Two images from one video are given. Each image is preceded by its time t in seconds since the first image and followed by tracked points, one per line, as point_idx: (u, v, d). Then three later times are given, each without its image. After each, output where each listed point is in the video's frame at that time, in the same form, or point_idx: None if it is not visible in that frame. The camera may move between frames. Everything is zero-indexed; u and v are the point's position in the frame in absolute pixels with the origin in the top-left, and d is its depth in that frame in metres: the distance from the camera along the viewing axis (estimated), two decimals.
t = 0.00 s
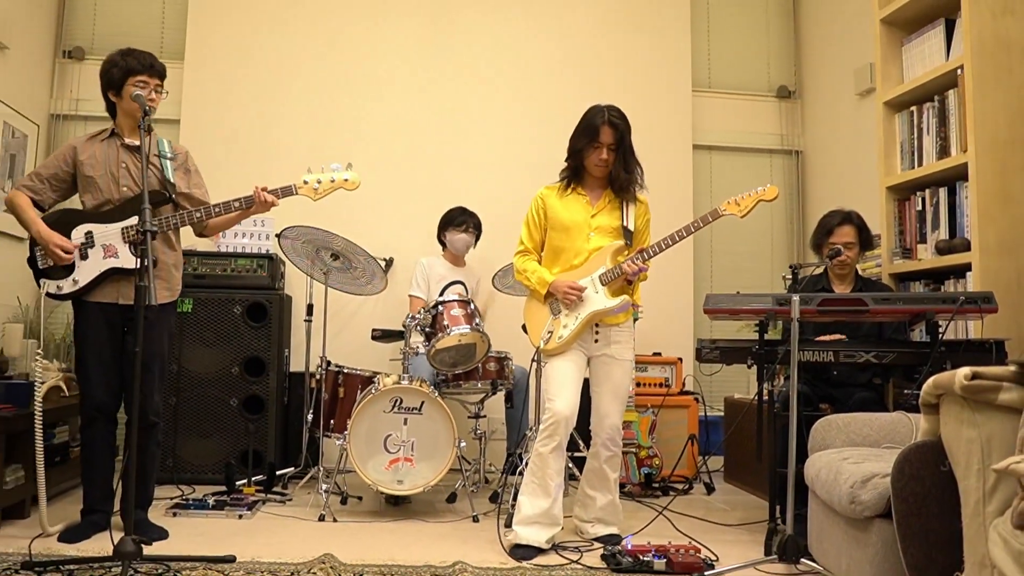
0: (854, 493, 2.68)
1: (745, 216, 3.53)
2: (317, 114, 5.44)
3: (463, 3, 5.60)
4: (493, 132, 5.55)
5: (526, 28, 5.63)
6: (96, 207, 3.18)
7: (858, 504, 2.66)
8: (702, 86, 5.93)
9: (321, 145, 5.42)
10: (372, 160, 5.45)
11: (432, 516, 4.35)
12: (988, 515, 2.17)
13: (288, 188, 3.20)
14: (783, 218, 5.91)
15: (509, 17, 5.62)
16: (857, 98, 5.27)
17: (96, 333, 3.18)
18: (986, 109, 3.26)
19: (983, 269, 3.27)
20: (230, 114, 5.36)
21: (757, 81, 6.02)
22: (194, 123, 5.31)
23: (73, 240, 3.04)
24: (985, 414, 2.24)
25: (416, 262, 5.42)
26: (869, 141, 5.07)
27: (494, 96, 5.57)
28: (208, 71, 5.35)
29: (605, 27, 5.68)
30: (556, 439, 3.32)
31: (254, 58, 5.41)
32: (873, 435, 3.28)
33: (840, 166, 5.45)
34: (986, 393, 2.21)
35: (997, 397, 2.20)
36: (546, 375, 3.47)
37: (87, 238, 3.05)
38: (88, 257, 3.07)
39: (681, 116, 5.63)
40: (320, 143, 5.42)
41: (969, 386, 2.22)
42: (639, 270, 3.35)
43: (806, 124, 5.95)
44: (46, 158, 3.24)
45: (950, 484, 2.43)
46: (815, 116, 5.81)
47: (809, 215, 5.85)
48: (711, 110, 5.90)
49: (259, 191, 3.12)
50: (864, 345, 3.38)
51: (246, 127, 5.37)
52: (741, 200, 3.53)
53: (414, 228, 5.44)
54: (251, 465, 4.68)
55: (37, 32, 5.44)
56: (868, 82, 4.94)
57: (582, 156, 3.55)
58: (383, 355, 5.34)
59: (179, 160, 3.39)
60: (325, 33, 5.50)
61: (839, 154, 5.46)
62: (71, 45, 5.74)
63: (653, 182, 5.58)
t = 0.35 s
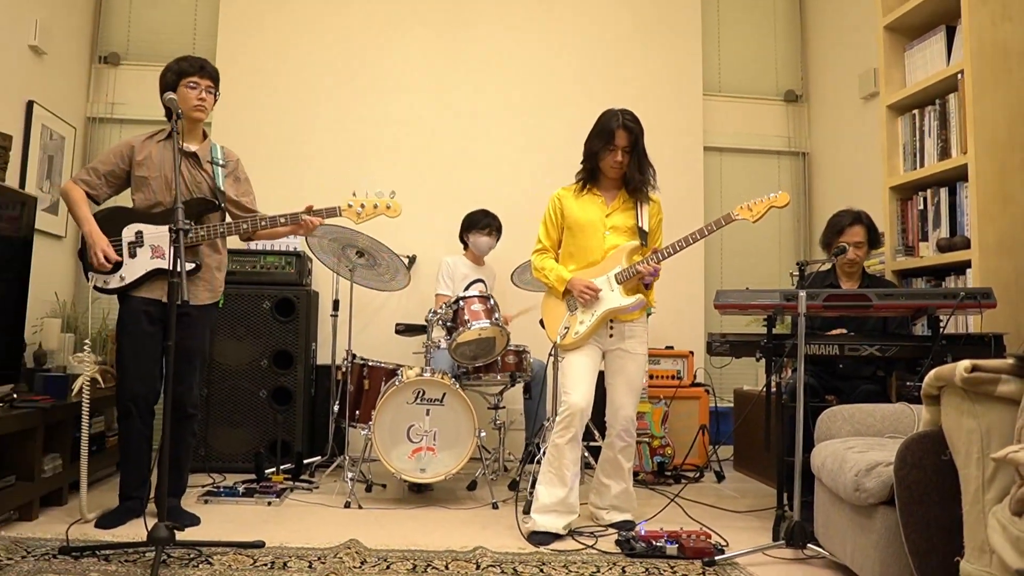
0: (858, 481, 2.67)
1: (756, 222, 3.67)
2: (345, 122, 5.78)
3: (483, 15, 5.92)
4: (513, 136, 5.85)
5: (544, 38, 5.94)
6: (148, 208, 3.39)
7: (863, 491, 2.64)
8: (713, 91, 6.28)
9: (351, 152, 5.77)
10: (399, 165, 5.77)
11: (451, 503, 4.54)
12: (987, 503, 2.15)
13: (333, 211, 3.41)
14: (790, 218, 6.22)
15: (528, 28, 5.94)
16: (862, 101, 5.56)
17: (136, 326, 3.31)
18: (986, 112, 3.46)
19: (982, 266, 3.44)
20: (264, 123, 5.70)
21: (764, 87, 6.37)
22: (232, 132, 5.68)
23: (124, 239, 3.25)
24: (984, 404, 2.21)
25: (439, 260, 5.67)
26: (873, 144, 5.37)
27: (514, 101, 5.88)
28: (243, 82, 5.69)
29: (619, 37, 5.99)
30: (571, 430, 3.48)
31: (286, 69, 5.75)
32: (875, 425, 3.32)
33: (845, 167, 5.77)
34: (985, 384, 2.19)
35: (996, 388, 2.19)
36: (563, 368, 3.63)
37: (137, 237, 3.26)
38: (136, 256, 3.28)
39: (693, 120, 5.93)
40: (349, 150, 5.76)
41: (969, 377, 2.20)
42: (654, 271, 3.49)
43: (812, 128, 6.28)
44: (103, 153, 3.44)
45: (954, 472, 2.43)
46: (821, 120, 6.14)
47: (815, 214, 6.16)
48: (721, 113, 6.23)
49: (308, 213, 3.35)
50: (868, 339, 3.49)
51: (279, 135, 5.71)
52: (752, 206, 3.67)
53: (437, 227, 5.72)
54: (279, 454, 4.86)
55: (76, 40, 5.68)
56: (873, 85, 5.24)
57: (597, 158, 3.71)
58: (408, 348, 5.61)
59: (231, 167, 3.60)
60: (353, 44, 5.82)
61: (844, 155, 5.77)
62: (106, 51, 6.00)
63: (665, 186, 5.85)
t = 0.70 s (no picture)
0: (861, 475, 2.66)
1: (760, 217, 3.76)
2: (359, 123, 5.90)
3: (495, 18, 6.02)
4: (523, 137, 5.96)
5: (555, 41, 6.05)
6: (174, 206, 3.51)
7: (865, 485, 2.63)
8: (719, 93, 6.37)
9: (364, 153, 5.88)
10: (412, 165, 5.89)
11: (463, 496, 4.65)
12: (986, 496, 2.16)
13: (358, 216, 3.51)
14: (795, 217, 6.32)
15: (538, 31, 6.04)
16: (865, 103, 5.66)
17: (163, 319, 3.41)
18: (985, 116, 3.68)
19: (983, 265, 3.62)
20: (280, 125, 5.83)
21: (769, 89, 6.46)
22: (248, 134, 5.81)
23: (152, 235, 3.38)
24: (983, 400, 2.23)
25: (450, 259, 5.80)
26: (876, 145, 5.46)
27: (523, 103, 5.99)
28: (260, 85, 5.82)
29: (628, 40, 6.09)
30: (580, 423, 3.58)
31: (301, 72, 5.87)
32: (879, 420, 3.32)
33: (849, 168, 5.86)
34: (985, 379, 2.21)
35: (995, 383, 2.21)
36: (572, 362, 3.74)
37: (165, 234, 3.39)
38: (162, 252, 3.40)
39: (700, 122, 6.03)
40: (363, 150, 5.88)
41: (969, 373, 2.21)
42: (660, 265, 3.57)
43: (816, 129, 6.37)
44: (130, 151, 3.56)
45: (953, 466, 2.42)
46: (825, 121, 6.24)
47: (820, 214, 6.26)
48: (728, 115, 6.32)
49: (331, 215, 3.43)
50: (870, 335, 3.58)
51: (294, 136, 5.84)
52: (758, 201, 3.77)
53: (449, 226, 5.84)
54: (295, 449, 4.98)
55: (97, 44, 5.81)
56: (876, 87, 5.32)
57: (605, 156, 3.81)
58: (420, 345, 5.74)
59: (255, 169, 3.74)
60: (367, 48, 5.94)
61: (847, 157, 5.87)
62: (126, 55, 6.13)
63: (675, 185, 5.94)
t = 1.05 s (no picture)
0: (861, 474, 2.66)
1: (761, 218, 3.76)
2: (359, 123, 5.90)
3: (495, 19, 6.02)
4: (523, 137, 5.96)
5: (555, 41, 6.05)
6: (178, 212, 3.50)
7: (865, 485, 2.62)
8: (719, 93, 6.37)
9: (365, 152, 5.88)
10: (413, 165, 5.89)
11: (463, 496, 4.65)
12: (986, 496, 2.16)
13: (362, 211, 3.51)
14: (796, 217, 6.32)
15: (539, 31, 6.04)
16: (865, 104, 5.66)
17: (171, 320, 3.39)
18: (985, 116, 3.67)
19: (984, 266, 3.62)
20: (280, 125, 5.83)
21: (769, 89, 6.46)
22: (249, 134, 5.81)
23: (158, 237, 3.37)
24: (983, 400, 2.23)
25: (450, 259, 5.80)
26: (876, 145, 5.46)
27: (524, 103, 5.99)
28: (260, 85, 5.83)
29: (629, 40, 6.08)
30: (579, 425, 3.58)
31: (302, 72, 5.88)
32: (879, 420, 3.32)
33: (848, 167, 5.86)
34: (985, 379, 2.21)
35: (995, 383, 2.21)
36: (572, 364, 3.73)
37: (170, 236, 3.38)
38: (169, 253, 3.39)
39: (700, 122, 6.03)
40: (363, 150, 5.88)
41: (970, 373, 2.21)
42: (661, 266, 3.57)
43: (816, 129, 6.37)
44: (129, 163, 3.58)
45: (953, 466, 2.42)
46: (825, 121, 6.24)
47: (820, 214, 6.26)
48: (728, 115, 6.32)
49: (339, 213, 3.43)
50: (869, 335, 3.57)
51: (294, 136, 5.84)
52: (759, 203, 3.77)
53: (449, 226, 5.84)
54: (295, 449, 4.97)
55: (97, 44, 5.81)
56: (876, 87, 5.33)
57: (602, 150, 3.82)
58: (421, 345, 5.74)
59: (254, 171, 3.75)
60: (367, 48, 5.94)
61: (847, 156, 5.87)
62: (126, 55, 6.13)
63: (675, 185, 5.93)
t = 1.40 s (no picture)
0: (861, 475, 2.66)
1: (759, 214, 3.77)
2: (359, 123, 5.90)
3: (495, 18, 6.02)
4: (523, 137, 5.96)
5: (555, 41, 6.05)
6: (178, 222, 3.51)
7: (865, 485, 2.62)
8: (719, 93, 6.37)
9: (365, 153, 5.89)
10: (413, 165, 5.90)
11: (464, 496, 4.65)
12: (987, 496, 2.16)
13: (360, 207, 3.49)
14: (796, 217, 6.32)
15: (539, 30, 6.04)
16: (865, 104, 5.65)
17: (172, 321, 3.36)
18: (985, 116, 3.68)
19: (983, 265, 3.63)
20: (280, 125, 5.83)
21: (770, 89, 6.46)
22: (249, 134, 5.81)
23: (157, 244, 3.38)
24: (983, 400, 2.23)
25: (450, 259, 5.80)
26: (876, 145, 5.47)
27: (524, 103, 5.99)
28: (260, 85, 5.83)
29: (629, 40, 6.09)
30: (579, 423, 3.58)
31: (302, 73, 5.88)
32: (879, 420, 3.32)
33: (848, 167, 5.87)
34: (985, 379, 2.21)
35: (995, 383, 2.21)
36: (572, 363, 3.74)
37: (170, 243, 3.39)
38: (167, 259, 3.39)
39: (700, 122, 6.03)
40: (364, 151, 5.89)
41: (969, 373, 2.21)
42: (660, 264, 3.56)
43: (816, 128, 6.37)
44: (129, 178, 3.59)
45: (953, 467, 2.42)
46: (826, 122, 6.24)
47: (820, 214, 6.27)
48: (728, 115, 6.32)
49: (335, 210, 3.42)
50: (869, 335, 3.57)
51: (295, 136, 5.84)
52: (756, 198, 3.76)
53: (449, 226, 5.84)
54: (295, 449, 4.97)
55: (96, 44, 5.81)
56: (876, 87, 5.33)
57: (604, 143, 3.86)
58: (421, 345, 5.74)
59: (253, 179, 3.74)
60: (367, 47, 5.94)
61: (847, 157, 5.87)
62: (126, 54, 6.13)
63: (675, 185, 5.94)
